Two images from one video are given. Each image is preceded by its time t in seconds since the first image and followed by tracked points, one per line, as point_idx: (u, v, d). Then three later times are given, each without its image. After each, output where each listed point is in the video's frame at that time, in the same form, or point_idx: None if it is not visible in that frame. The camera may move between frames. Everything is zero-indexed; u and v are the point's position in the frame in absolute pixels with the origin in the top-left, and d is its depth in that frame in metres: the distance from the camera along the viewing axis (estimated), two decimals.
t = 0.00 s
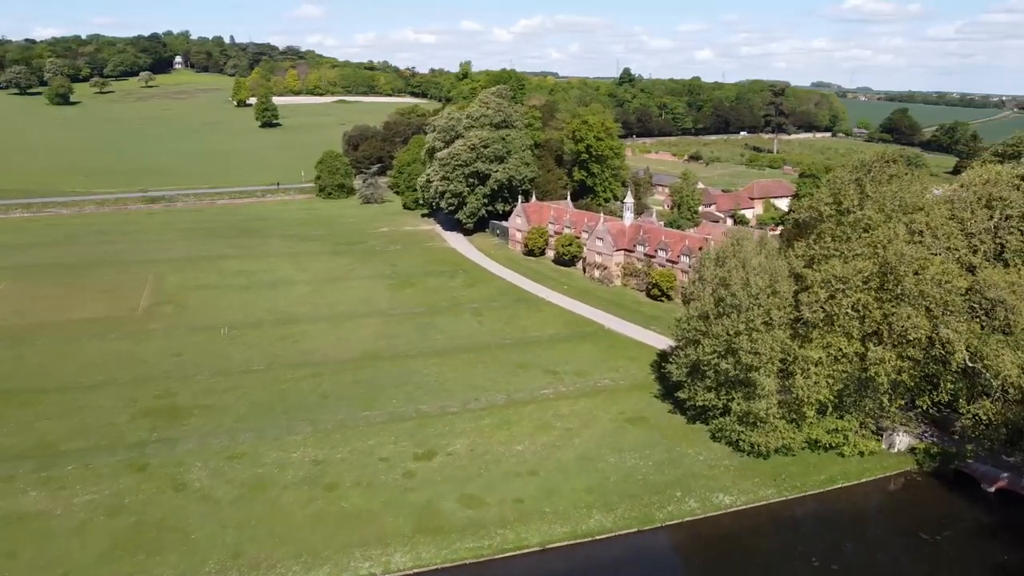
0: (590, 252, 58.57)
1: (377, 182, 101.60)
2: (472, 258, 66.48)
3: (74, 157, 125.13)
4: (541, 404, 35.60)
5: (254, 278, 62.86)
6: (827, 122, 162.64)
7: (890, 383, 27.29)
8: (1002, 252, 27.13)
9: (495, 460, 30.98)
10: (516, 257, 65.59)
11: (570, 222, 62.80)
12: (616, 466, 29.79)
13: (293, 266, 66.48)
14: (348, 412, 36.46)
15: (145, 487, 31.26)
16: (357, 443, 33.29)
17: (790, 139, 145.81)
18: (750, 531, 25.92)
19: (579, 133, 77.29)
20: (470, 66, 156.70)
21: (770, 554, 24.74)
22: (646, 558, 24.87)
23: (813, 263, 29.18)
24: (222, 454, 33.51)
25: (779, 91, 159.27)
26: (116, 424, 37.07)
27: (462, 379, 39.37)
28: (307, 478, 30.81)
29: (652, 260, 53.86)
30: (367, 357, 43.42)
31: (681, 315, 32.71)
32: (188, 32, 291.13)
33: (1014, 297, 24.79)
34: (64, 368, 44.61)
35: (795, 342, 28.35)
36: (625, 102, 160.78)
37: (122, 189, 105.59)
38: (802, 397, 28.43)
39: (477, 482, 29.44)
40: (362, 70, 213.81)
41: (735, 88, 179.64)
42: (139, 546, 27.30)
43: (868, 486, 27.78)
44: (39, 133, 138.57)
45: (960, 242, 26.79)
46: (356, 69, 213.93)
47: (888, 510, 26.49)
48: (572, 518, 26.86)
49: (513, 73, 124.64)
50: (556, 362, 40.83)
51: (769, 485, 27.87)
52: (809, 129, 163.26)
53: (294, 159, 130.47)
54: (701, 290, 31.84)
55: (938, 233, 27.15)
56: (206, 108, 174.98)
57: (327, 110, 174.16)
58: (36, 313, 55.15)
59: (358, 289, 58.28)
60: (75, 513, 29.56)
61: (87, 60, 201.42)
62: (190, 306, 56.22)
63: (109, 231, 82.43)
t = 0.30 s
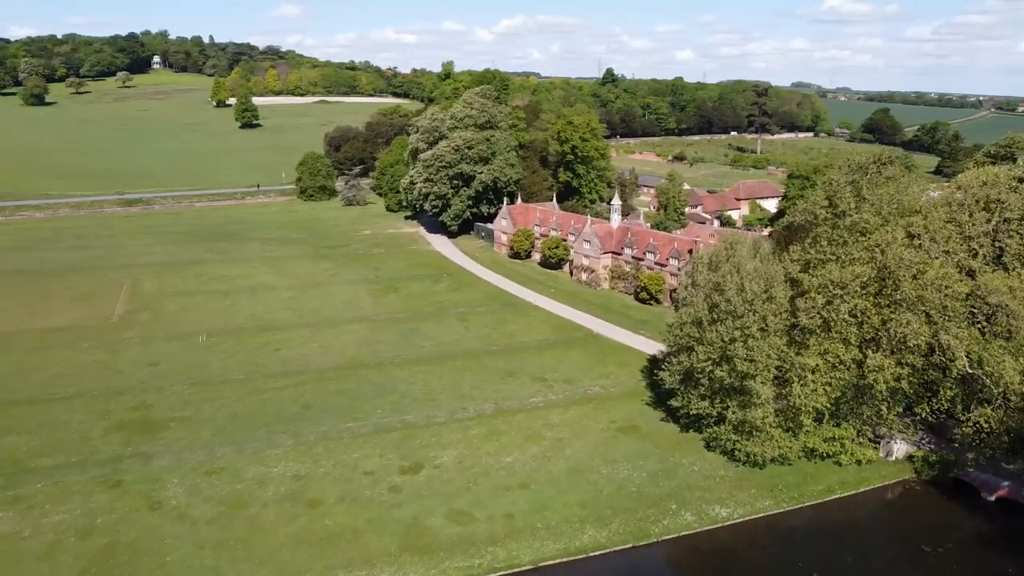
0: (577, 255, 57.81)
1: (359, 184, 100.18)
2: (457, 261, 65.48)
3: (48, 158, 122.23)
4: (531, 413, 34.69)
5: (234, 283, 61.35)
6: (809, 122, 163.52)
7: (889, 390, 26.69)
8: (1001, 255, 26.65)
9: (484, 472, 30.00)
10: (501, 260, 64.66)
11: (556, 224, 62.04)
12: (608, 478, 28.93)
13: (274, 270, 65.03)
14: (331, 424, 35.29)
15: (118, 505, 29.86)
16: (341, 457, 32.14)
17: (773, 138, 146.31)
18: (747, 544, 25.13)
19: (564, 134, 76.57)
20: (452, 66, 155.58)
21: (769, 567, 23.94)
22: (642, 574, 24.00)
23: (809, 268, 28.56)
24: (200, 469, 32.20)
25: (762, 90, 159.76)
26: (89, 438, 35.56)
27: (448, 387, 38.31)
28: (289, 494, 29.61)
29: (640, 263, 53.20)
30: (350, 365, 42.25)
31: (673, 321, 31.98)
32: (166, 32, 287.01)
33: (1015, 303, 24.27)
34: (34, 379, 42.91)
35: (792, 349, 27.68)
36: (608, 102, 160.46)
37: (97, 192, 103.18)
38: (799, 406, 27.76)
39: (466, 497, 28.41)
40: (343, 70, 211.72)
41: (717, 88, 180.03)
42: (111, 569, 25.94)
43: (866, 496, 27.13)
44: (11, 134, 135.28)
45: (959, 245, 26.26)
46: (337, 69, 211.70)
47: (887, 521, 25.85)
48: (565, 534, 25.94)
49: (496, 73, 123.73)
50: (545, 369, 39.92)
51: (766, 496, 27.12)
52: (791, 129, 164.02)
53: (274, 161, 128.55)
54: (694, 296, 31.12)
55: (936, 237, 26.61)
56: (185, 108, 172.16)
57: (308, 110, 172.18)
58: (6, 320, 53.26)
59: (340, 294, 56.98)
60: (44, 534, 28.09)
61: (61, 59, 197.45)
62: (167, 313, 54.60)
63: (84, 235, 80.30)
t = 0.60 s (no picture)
0: (564, 258, 56.99)
1: (341, 186, 98.69)
2: (442, 264, 64.40)
3: (21, 160, 119.27)
4: (520, 423, 33.76)
5: (213, 288, 59.78)
6: (791, 122, 164.42)
7: (888, 397, 26.13)
8: (1000, 259, 26.17)
9: (473, 486, 29.00)
10: (486, 263, 63.68)
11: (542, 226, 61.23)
12: (601, 490, 28.06)
13: (255, 274, 63.52)
14: (313, 436, 34.08)
15: (89, 524, 28.42)
16: (323, 471, 30.96)
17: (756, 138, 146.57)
18: (746, 557, 24.36)
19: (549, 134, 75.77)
20: (434, 66, 154.33)
21: None
22: None
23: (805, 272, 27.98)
24: (176, 486, 30.85)
25: (744, 90, 160.10)
26: (60, 453, 34.04)
27: (434, 396, 37.27)
28: (270, 512, 28.38)
29: (628, 265, 52.48)
30: (333, 373, 41.05)
31: (665, 327, 31.27)
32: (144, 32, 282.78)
33: (1017, 308, 23.79)
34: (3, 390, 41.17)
35: (788, 356, 27.06)
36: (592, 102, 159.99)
37: (72, 194, 100.71)
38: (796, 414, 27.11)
39: (455, 513, 27.39)
40: (324, 70, 209.49)
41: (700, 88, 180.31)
42: None
43: (865, 507, 26.49)
44: None
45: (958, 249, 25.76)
46: (318, 69, 209.45)
47: (887, 532, 25.20)
48: (558, 550, 25.01)
49: (479, 72, 122.71)
50: (533, 376, 38.98)
51: (763, 507, 26.38)
52: (774, 128, 164.61)
53: (254, 162, 126.50)
54: (687, 301, 30.44)
55: (934, 240, 26.16)
56: (162, 109, 169.18)
57: (289, 110, 169.99)
58: None
59: (322, 299, 55.68)
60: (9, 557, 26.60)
61: (36, 58, 193.50)
62: (144, 319, 52.97)
63: (58, 238, 78.09)
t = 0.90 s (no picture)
0: (550, 260, 56.12)
1: (323, 187, 97.14)
2: (426, 267, 63.24)
3: None
4: (509, 433, 32.80)
5: (191, 294, 58.14)
6: (773, 122, 165.92)
7: (887, 405, 25.53)
8: (1000, 262, 25.66)
9: (461, 500, 27.99)
10: (471, 266, 62.67)
11: (528, 229, 60.34)
12: (594, 503, 27.18)
13: (234, 279, 61.96)
14: (295, 449, 32.83)
15: (57, 545, 26.94)
16: (306, 487, 29.77)
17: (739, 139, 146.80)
18: (744, 573, 23.59)
19: (533, 135, 74.94)
20: (416, 66, 152.96)
21: None
22: None
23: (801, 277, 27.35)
24: (151, 504, 29.47)
25: (727, 90, 160.32)
26: (28, 469, 32.45)
27: (420, 405, 36.20)
28: (249, 531, 27.12)
29: (616, 268, 51.75)
30: (315, 382, 39.82)
31: (658, 333, 30.52)
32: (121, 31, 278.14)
33: (1019, 313, 23.27)
34: None
35: (785, 363, 26.41)
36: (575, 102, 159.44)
37: (45, 197, 98.17)
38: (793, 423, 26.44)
39: (443, 529, 26.35)
40: (305, 70, 207.13)
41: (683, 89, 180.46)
42: None
43: (864, 518, 25.86)
44: None
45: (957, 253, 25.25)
46: (299, 69, 207.02)
47: (888, 543, 24.58)
48: (552, 568, 24.07)
49: (462, 73, 121.66)
50: (521, 383, 38.03)
51: (761, 520, 25.66)
52: (756, 128, 165.10)
53: (234, 163, 124.36)
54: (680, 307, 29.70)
55: (934, 244, 25.63)
56: (139, 109, 166.02)
57: (269, 111, 167.65)
58: None
59: (304, 304, 54.33)
60: None
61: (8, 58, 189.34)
62: (119, 326, 51.28)
63: (30, 242, 75.84)
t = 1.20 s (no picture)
0: (537, 263, 55.27)
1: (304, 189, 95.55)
2: (411, 271, 62.12)
3: None
4: (497, 443, 31.89)
5: (168, 300, 56.51)
6: (755, 122, 166.38)
7: (887, 413, 24.94)
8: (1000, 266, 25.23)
9: (450, 516, 27.01)
10: (456, 269, 61.67)
11: (514, 231, 59.47)
12: (587, 518, 26.34)
13: (213, 284, 60.44)
14: (276, 463, 31.64)
15: (23, 569, 25.48)
16: (287, 503, 28.61)
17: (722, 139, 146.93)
18: None
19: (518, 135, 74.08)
20: (398, 65, 151.44)
21: None
22: None
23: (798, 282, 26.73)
24: (124, 523, 28.10)
25: (710, 90, 160.43)
26: None
27: (406, 416, 35.13)
28: (228, 552, 25.89)
29: (604, 271, 51.04)
30: (297, 392, 38.63)
31: (650, 339, 29.75)
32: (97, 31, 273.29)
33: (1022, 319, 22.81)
34: None
35: (783, 371, 25.73)
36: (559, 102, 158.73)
37: (17, 199, 95.59)
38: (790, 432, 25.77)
39: (432, 547, 25.32)
40: (285, 69, 204.48)
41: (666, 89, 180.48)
42: None
43: (864, 528, 25.23)
44: None
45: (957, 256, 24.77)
46: (279, 69, 204.41)
47: (889, 555, 23.97)
48: None
49: (445, 72, 120.46)
50: (509, 391, 37.08)
51: (760, 532, 24.95)
52: (738, 128, 165.43)
53: (213, 165, 122.11)
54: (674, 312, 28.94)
55: (933, 247, 25.12)
56: (116, 110, 162.85)
57: (249, 111, 165.21)
58: None
59: (285, 310, 52.96)
60: None
61: None
62: (93, 334, 49.56)
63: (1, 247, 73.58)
